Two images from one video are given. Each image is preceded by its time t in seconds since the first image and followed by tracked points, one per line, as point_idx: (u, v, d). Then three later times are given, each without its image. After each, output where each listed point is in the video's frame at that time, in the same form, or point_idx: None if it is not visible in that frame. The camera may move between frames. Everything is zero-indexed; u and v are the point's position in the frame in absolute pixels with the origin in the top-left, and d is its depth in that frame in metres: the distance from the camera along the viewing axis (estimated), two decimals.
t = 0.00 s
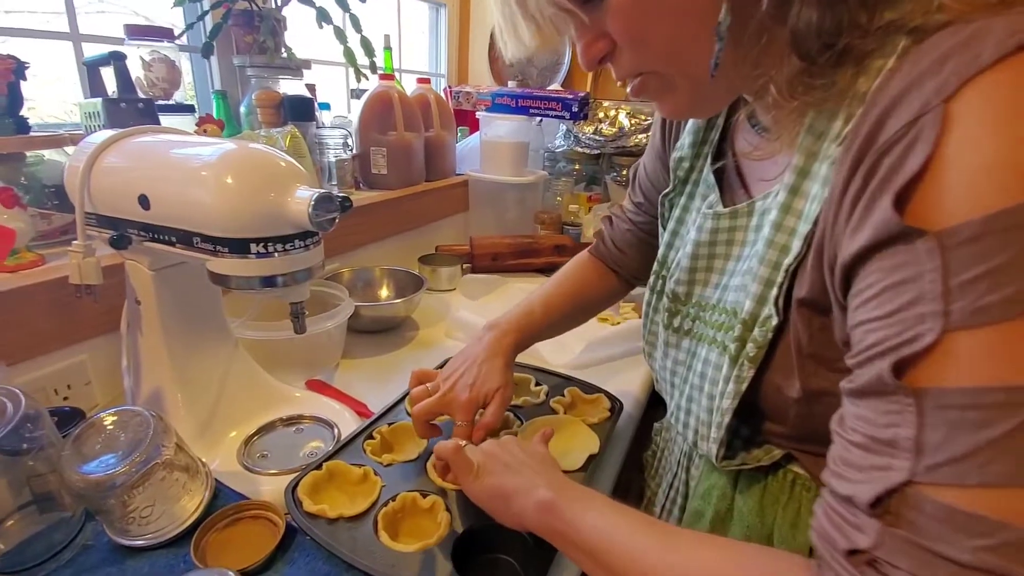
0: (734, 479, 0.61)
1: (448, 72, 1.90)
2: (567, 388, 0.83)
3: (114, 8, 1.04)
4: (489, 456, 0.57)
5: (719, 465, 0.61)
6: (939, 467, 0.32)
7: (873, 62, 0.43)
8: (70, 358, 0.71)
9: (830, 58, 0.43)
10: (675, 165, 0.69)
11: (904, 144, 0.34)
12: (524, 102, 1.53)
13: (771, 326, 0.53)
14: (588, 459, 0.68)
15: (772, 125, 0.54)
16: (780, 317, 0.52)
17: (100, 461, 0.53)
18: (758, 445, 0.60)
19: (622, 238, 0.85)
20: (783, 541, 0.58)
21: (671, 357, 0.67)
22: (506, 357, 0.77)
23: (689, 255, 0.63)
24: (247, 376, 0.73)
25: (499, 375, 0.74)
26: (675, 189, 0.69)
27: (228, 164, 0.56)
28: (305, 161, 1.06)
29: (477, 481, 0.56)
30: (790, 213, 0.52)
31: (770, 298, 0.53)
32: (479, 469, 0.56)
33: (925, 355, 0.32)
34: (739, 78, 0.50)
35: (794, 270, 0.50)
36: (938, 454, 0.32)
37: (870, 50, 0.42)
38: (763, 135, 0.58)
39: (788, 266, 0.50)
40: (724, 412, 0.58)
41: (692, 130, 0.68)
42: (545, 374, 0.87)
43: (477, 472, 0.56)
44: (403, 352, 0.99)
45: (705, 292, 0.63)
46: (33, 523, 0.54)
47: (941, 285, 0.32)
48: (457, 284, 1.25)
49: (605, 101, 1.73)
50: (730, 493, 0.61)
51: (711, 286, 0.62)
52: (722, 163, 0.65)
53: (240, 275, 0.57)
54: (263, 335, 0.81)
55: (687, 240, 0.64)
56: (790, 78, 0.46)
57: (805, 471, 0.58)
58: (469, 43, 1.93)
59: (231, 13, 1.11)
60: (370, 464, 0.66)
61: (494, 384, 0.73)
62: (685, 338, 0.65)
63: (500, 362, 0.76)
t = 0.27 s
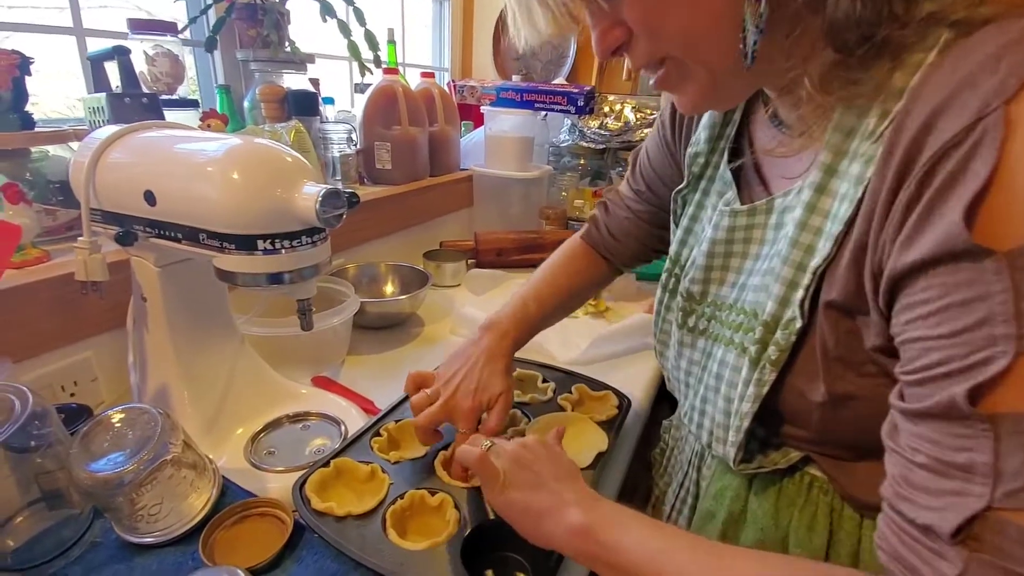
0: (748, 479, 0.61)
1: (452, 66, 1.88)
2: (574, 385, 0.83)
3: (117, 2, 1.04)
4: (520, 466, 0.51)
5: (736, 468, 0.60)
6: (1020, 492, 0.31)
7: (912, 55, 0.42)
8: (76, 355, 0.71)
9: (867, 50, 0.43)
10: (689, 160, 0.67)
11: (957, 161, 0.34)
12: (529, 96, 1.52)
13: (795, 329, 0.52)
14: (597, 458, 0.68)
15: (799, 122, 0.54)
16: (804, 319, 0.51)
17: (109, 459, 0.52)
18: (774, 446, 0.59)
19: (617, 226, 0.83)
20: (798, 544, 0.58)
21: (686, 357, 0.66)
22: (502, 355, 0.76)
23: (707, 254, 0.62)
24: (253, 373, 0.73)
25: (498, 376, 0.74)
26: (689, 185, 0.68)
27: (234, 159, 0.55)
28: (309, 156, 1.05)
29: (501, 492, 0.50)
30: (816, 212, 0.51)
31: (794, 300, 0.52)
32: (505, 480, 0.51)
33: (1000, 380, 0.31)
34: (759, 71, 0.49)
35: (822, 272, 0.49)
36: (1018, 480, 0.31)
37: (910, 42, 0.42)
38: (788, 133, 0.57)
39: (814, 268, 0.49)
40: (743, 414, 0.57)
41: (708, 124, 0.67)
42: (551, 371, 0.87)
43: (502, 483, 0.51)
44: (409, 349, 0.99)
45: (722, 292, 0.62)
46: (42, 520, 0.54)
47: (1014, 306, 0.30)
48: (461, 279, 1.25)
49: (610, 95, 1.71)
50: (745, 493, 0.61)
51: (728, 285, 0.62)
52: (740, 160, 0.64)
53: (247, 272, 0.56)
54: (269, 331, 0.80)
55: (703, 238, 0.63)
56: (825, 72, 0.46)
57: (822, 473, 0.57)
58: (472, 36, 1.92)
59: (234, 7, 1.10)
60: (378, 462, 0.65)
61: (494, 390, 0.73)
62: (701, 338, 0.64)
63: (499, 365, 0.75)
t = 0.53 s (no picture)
0: (756, 461, 0.60)
1: (453, 58, 1.88)
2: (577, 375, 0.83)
3: None
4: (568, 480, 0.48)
5: (748, 443, 0.58)
6: None
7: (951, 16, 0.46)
8: (79, 345, 0.71)
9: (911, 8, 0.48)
10: (703, 134, 0.66)
11: (1020, 141, 0.34)
12: (531, 88, 1.52)
13: (818, 296, 0.50)
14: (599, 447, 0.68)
15: (828, 89, 0.54)
16: (828, 285, 0.49)
17: (113, 445, 0.52)
18: (783, 425, 0.58)
19: (617, 198, 0.83)
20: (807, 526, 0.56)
21: (695, 333, 0.64)
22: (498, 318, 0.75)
23: (720, 226, 0.61)
24: (257, 363, 0.73)
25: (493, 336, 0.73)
26: (700, 161, 0.67)
27: (237, 147, 0.55)
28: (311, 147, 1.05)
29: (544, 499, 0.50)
30: (844, 176, 0.50)
31: (817, 266, 0.50)
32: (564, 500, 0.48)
33: None
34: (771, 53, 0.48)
35: (852, 235, 0.47)
36: None
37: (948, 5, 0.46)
38: (812, 104, 0.57)
39: (843, 232, 0.48)
40: (756, 386, 0.55)
41: (724, 98, 0.65)
42: (554, 362, 0.87)
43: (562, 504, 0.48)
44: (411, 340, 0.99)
45: (735, 266, 0.60)
46: (47, 507, 0.55)
47: None
48: (463, 272, 1.25)
49: (612, 88, 1.70)
50: (752, 473, 0.60)
51: (742, 259, 0.60)
52: (756, 133, 0.63)
53: (250, 261, 0.56)
54: (271, 322, 0.80)
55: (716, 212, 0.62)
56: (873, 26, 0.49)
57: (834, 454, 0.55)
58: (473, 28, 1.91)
59: None
60: (382, 452, 0.66)
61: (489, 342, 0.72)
62: (711, 314, 0.63)
63: (494, 321, 0.74)
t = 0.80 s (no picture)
0: (771, 448, 0.60)
1: (454, 50, 1.87)
2: (579, 366, 0.82)
3: None
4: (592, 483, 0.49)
5: (765, 425, 0.57)
6: None
7: None
8: (79, 335, 0.71)
9: None
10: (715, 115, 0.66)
11: None
12: (533, 80, 1.51)
13: (843, 274, 0.50)
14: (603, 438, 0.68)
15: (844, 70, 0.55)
16: (853, 263, 0.49)
17: (113, 433, 0.52)
18: (799, 409, 0.58)
19: (632, 187, 0.84)
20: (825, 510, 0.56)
21: (706, 318, 0.64)
22: (478, 279, 0.80)
23: (736, 208, 0.60)
24: (258, 353, 0.73)
25: (467, 288, 0.78)
26: (712, 144, 0.66)
27: (238, 133, 0.54)
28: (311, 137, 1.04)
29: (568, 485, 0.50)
30: (869, 151, 0.49)
31: (842, 244, 0.50)
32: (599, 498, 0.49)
33: None
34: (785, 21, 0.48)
35: (880, 211, 0.47)
36: None
37: None
38: (830, 82, 0.57)
39: (871, 208, 0.47)
40: (776, 367, 0.54)
41: (737, 79, 0.65)
42: (557, 354, 0.87)
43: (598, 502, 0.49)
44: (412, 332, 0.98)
45: (750, 249, 0.60)
46: (48, 495, 0.54)
47: None
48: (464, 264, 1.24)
49: (614, 80, 1.69)
50: (767, 459, 0.60)
51: (757, 242, 0.60)
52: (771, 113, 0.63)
53: (251, 249, 0.56)
54: (272, 312, 0.80)
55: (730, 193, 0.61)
56: None
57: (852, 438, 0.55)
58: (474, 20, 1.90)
59: None
60: (383, 442, 0.65)
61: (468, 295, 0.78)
62: (723, 298, 0.62)
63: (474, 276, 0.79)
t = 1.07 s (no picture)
0: (776, 440, 0.60)
1: (456, 47, 1.86)
2: (588, 365, 0.83)
3: None
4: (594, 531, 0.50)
5: (765, 417, 0.58)
6: None
7: None
8: (83, 331, 0.71)
9: None
10: (722, 113, 0.67)
11: None
12: (535, 77, 1.50)
13: (839, 270, 0.50)
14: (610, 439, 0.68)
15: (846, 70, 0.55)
16: (849, 260, 0.49)
17: (118, 429, 0.52)
18: (801, 402, 0.58)
19: (667, 205, 0.83)
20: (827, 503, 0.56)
21: (710, 313, 0.64)
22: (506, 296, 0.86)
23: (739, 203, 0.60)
24: (261, 350, 0.73)
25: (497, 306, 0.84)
26: (722, 140, 0.67)
27: (242, 131, 0.54)
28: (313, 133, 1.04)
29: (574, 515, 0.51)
30: (867, 152, 0.49)
31: (839, 241, 0.50)
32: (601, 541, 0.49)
33: None
34: None
35: (875, 208, 0.47)
36: None
37: None
38: (835, 80, 0.57)
39: (866, 205, 0.48)
40: (775, 360, 0.55)
41: (746, 77, 0.66)
42: (569, 355, 0.86)
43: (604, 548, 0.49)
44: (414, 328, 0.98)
45: (755, 245, 0.60)
46: (53, 491, 0.55)
47: None
48: (466, 261, 1.25)
49: (616, 77, 1.68)
50: (773, 450, 0.60)
51: (762, 238, 0.60)
52: (778, 109, 0.63)
53: (255, 246, 0.56)
54: (274, 309, 0.80)
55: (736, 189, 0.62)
56: None
57: (854, 430, 0.55)
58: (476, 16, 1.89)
59: None
60: (391, 438, 0.65)
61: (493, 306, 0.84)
62: (729, 293, 0.62)
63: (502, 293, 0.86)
